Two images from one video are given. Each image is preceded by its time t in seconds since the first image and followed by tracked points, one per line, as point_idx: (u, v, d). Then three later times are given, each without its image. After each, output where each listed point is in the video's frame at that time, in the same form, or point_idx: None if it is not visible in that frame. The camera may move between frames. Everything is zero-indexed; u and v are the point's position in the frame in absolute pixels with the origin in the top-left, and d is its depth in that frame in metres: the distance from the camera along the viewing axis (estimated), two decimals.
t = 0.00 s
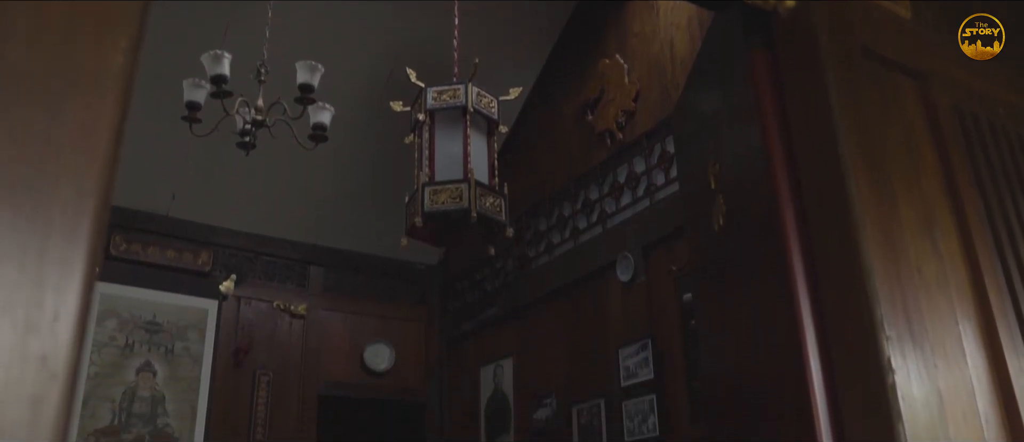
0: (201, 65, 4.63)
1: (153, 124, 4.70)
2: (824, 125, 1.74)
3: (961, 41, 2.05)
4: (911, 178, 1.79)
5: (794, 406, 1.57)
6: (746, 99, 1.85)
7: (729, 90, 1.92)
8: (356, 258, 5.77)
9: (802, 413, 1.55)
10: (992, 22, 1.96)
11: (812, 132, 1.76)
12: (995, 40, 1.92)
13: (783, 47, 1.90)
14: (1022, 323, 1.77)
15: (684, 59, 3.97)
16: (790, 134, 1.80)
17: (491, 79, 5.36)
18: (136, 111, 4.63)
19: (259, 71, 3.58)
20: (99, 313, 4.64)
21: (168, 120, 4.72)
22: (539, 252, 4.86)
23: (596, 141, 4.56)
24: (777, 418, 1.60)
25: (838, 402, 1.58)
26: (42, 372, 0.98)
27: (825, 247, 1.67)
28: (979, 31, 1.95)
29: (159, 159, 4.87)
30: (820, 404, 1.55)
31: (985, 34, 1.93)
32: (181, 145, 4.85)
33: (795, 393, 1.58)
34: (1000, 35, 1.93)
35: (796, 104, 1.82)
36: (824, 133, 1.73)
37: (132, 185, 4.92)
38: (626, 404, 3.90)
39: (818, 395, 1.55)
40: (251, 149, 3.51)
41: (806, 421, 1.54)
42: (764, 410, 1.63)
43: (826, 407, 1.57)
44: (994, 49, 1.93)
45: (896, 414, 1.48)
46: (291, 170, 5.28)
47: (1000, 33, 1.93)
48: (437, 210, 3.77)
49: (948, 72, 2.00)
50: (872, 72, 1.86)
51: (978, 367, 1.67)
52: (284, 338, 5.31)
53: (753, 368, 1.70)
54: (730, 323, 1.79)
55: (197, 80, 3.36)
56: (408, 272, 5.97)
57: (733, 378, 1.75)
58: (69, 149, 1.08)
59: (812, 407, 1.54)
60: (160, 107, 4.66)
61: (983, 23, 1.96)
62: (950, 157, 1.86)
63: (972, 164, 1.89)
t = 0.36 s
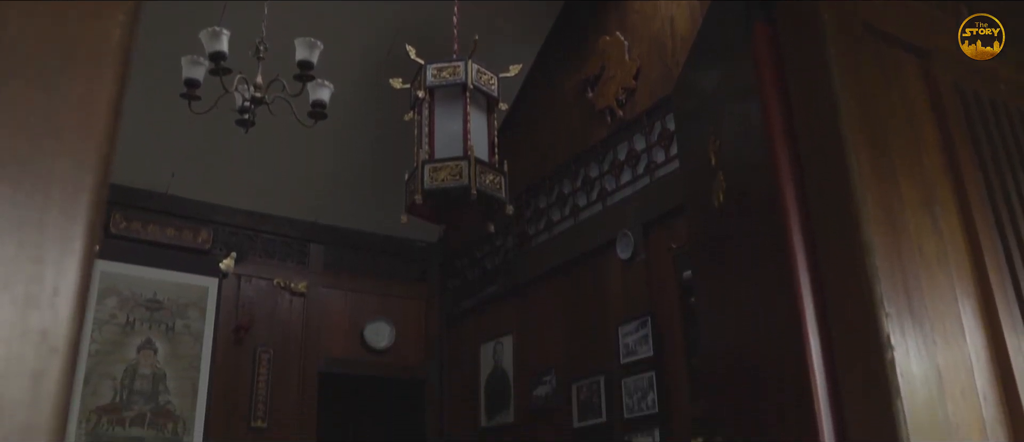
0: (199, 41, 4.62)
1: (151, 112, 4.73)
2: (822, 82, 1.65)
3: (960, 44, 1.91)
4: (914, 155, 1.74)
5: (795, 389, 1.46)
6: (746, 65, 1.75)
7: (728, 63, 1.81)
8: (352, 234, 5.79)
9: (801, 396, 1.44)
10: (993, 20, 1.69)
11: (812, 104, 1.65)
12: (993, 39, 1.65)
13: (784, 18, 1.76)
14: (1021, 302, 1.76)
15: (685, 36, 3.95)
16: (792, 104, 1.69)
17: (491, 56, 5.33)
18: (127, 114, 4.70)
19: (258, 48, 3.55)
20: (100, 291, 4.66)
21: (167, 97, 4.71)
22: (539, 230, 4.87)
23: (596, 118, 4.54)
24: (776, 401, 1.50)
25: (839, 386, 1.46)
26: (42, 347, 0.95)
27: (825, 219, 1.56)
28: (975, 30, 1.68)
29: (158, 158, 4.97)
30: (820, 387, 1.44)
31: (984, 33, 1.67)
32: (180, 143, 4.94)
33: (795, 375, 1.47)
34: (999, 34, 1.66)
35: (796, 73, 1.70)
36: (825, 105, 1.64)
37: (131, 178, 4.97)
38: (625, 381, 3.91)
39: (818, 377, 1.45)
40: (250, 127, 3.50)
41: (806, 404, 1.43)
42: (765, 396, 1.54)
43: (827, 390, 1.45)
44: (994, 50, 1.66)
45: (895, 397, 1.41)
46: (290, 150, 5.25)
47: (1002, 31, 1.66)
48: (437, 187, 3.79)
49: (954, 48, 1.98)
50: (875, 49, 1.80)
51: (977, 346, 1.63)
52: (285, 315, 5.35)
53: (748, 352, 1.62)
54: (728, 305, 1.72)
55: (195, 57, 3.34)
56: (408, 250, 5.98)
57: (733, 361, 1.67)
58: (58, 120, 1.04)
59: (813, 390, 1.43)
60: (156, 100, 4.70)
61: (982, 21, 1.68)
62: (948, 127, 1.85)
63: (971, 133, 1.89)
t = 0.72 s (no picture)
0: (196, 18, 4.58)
1: (146, 100, 4.75)
2: (824, 67, 1.65)
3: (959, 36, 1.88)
4: (915, 134, 1.73)
5: (796, 373, 1.46)
6: (747, 43, 1.74)
7: (730, 40, 1.81)
8: (350, 212, 5.78)
9: (802, 380, 1.44)
10: (994, 20, 1.64)
11: (812, 86, 1.66)
12: (993, 39, 1.60)
13: None
14: (1021, 280, 1.73)
15: (686, 13, 3.91)
16: (793, 85, 1.69)
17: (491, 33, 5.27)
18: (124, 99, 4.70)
19: (256, 24, 3.52)
20: (100, 268, 4.65)
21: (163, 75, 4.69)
22: (540, 207, 4.83)
23: (596, 95, 4.53)
24: (777, 385, 1.49)
25: (839, 369, 1.47)
26: (42, 324, 0.79)
27: (826, 201, 1.58)
28: (976, 29, 1.63)
29: (157, 144, 5.00)
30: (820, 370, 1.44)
31: (984, 33, 1.60)
32: (179, 136, 5.01)
33: (796, 358, 1.47)
34: (998, 34, 1.61)
35: (796, 53, 1.70)
36: (827, 85, 1.64)
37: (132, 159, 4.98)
38: (626, 357, 3.92)
39: (819, 361, 1.45)
40: (249, 104, 3.48)
41: (806, 387, 1.43)
42: (766, 379, 1.52)
43: (827, 373, 1.46)
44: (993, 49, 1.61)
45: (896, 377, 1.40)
46: (290, 126, 5.25)
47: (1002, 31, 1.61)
48: (437, 165, 3.78)
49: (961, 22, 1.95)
50: (878, 26, 1.79)
51: (976, 325, 1.63)
52: (285, 292, 5.37)
53: (756, 329, 1.58)
54: (732, 286, 1.69)
55: (193, 34, 3.31)
56: (408, 227, 5.98)
57: (733, 342, 1.66)
58: (57, 97, 0.86)
59: (813, 373, 1.43)
60: (153, 86, 4.71)
61: (983, 21, 1.63)
62: (948, 107, 1.82)
63: (976, 110, 1.84)
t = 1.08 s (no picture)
0: None
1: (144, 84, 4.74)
2: (823, 34, 1.59)
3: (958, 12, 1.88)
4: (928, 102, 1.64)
5: (796, 356, 1.46)
6: (747, 19, 1.73)
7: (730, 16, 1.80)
8: (350, 189, 5.78)
9: (804, 364, 1.44)
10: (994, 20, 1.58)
11: (814, 67, 1.59)
12: (994, 39, 1.56)
13: None
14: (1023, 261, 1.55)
15: None
16: (793, 59, 1.64)
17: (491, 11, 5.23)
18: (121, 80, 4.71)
19: None
20: (101, 246, 4.67)
21: (162, 52, 4.66)
22: (540, 184, 4.85)
23: (596, 72, 4.51)
24: (778, 370, 1.50)
25: (838, 349, 1.45)
26: (42, 299, 0.76)
27: (824, 176, 1.53)
28: (975, 30, 1.58)
29: (156, 121, 4.97)
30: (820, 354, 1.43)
31: (985, 34, 1.55)
32: (179, 113, 4.99)
33: (797, 341, 1.46)
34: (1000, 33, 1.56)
35: (797, 24, 1.65)
36: (829, 57, 1.57)
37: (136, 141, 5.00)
38: (625, 334, 3.94)
39: (820, 345, 1.43)
40: (249, 81, 3.46)
41: (806, 370, 1.43)
42: (770, 361, 1.52)
43: (827, 355, 1.44)
44: (993, 50, 1.57)
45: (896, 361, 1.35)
46: (289, 105, 5.26)
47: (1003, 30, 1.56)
48: (437, 141, 3.78)
49: None
50: None
51: (976, 299, 1.51)
52: (285, 271, 5.36)
53: (756, 309, 1.59)
54: (733, 262, 1.69)
55: (191, 10, 3.29)
56: (408, 205, 5.97)
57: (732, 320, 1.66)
58: (56, 72, 0.83)
59: (813, 358, 1.42)
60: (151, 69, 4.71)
61: (982, 21, 1.58)
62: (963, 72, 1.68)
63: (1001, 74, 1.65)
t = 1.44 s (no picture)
0: None
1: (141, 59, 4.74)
2: None
3: None
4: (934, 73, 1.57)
5: (796, 338, 1.32)
6: None
7: None
8: (344, 167, 5.71)
9: (804, 348, 1.29)
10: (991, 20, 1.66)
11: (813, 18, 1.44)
12: (993, 40, 1.65)
13: None
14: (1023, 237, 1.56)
15: None
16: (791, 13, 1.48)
17: None
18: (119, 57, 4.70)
19: None
20: (101, 225, 4.74)
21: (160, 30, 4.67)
22: (540, 162, 4.84)
23: (596, 49, 4.48)
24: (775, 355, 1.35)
25: (839, 330, 1.30)
26: (41, 274, 0.73)
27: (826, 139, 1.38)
28: (975, 30, 1.64)
29: (154, 99, 4.97)
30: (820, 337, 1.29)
31: (984, 34, 1.64)
32: (177, 91, 4.98)
33: (794, 323, 1.32)
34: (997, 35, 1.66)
35: None
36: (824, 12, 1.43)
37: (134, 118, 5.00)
38: (625, 311, 3.95)
39: (821, 327, 1.29)
40: (247, 58, 3.45)
41: (806, 354, 1.29)
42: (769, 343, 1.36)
43: (827, 337, 1.30)
44: (992, 50, 1.66)
45: (899, 344, 1.23)
46: (290, 81, 5.25)
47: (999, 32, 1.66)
48: (437, 119, 3.81)
49: None
50: None
51: (973, 273, 1.45)
52: (284, 248, 5.37)
53: (754, 282, 1.43)
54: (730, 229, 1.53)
55: None
56: (408, 182, 5.95)
57: (727, 295, 1.51)
58: (51, 39, 0.79)
59: (812, 340, 1.28)
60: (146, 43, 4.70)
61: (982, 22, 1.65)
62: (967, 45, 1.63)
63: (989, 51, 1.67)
